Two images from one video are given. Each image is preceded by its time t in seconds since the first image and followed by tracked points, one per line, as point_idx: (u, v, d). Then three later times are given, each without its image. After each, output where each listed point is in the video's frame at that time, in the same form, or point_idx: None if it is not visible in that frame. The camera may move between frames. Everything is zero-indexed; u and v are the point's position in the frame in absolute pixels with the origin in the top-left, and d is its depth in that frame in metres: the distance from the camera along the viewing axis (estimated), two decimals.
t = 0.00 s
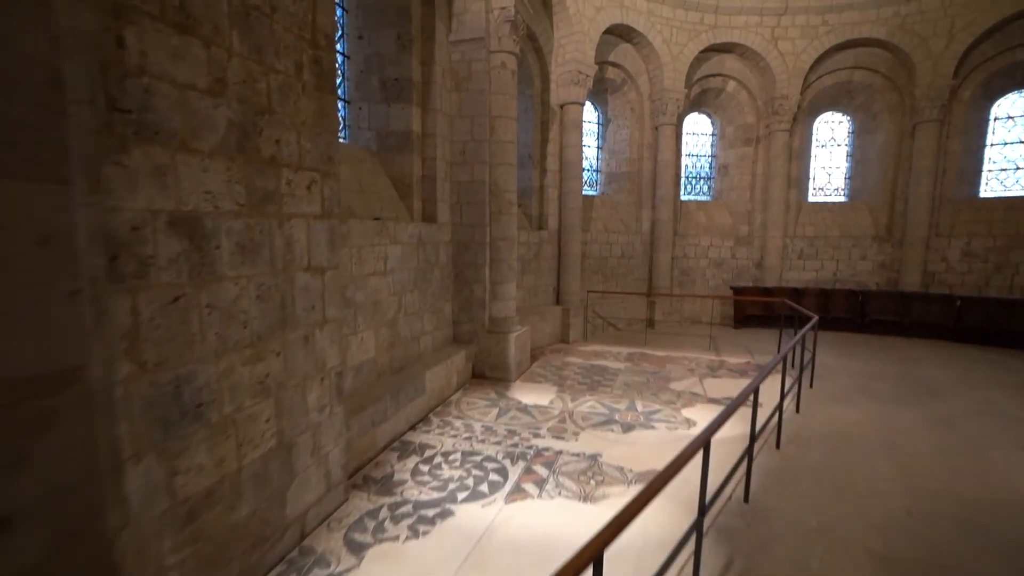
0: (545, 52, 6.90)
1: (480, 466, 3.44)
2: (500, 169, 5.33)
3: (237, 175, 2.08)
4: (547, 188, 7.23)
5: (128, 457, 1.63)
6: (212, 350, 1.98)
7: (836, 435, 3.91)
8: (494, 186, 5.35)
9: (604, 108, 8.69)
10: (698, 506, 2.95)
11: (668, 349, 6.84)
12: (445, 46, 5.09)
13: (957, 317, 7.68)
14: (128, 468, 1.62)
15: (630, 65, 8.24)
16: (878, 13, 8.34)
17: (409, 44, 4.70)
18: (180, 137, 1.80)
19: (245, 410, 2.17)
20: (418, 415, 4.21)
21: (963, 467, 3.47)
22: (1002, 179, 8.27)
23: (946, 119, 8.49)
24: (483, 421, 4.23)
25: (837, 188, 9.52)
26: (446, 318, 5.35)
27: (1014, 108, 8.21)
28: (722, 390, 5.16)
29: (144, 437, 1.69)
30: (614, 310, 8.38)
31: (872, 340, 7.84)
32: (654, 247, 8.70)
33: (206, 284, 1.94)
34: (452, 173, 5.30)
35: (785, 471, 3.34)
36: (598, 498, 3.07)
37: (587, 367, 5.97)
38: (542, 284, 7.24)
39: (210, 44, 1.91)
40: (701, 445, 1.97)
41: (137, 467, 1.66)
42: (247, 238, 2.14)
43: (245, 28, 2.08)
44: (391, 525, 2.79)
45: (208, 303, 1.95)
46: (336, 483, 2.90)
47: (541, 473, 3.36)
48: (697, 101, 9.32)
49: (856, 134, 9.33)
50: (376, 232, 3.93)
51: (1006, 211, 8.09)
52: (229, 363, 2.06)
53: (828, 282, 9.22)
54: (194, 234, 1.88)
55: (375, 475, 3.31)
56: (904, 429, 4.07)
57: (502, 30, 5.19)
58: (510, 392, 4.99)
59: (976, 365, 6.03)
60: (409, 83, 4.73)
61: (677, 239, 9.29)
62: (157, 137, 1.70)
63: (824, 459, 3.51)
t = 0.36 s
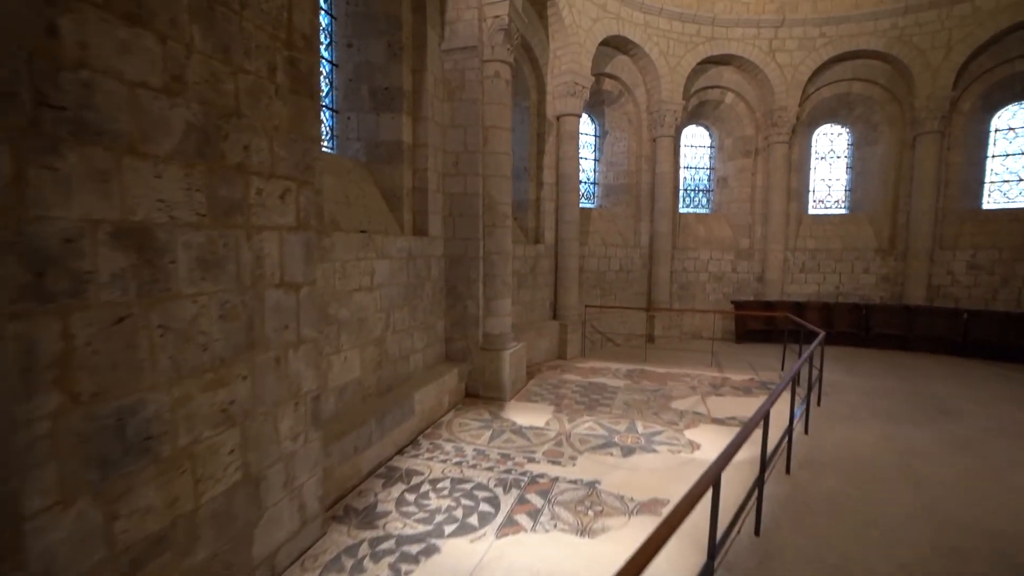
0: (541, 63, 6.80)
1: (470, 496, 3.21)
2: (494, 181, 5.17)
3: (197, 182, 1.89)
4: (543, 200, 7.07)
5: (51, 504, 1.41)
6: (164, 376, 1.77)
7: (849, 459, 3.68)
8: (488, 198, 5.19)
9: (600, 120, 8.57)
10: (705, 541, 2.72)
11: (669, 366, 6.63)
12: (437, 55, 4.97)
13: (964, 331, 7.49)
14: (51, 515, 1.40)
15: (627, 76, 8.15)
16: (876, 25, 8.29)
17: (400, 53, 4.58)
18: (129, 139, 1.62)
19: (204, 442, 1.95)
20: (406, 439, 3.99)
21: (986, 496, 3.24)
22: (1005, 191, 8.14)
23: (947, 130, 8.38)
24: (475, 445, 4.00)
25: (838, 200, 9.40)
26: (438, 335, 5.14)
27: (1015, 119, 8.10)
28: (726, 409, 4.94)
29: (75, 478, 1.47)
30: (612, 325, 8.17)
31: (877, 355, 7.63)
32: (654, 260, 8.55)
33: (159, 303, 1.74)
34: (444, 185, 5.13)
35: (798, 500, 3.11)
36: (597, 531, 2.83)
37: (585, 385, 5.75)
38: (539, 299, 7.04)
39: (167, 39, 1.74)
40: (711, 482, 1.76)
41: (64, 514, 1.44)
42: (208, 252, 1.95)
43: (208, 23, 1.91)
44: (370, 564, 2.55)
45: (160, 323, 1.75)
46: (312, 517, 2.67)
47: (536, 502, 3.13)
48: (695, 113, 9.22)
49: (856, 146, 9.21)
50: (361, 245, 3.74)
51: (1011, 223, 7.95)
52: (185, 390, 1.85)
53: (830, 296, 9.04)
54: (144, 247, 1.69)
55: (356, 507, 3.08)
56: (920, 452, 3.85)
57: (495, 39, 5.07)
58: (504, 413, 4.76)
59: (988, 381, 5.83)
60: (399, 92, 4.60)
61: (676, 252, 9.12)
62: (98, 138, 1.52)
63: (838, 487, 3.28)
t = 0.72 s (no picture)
0: (535, 69, 6.70)
1: (455, 521, 3.00)
2: (485, 188, 5.01)
3: (146, 183, 1.71)
4: (537, 208, 6.92)
5: None
6: (104, 399, 1.58)
7: (858, 477, 3.49)
8: (479, 206, 5.02)
9: (596, 128, 8.46)
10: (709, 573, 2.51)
11: (667, 379, 6.43)
12: (426, 59, 4.83)
13: (969, 341, 7.32)
14: None
15: (623, 84, 8.06)
16: (873, 33, 8.22)
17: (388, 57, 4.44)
18: (61, 133, 1.45)
19: (152, 470, 1.75)
20: (391, 458, 3.78)
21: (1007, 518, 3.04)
22: (1006, 199, 8.03)
23: (947, 137, 8.28)
24: (464, 464, 3.79)
25: (837, 209, 9.28)
26: (428, 348, 4.95)
27: (1014, 127, 8.02)
28: (726, 425, 4.73)
29: None
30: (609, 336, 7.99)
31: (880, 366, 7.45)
32: (651, 270, 8.42)
33: (97, 316, 1.56)
34: (434, 192, 4.97)
35: (806, 525, 2.90)
36: (591, 562, 2.62)
37: (581, 399, 5.55)
38: (533, 309, 6.86)
39: (111, 24, 1.58)
40: (715, 517, 1.57)
41: None
42: (160, 259, 1.77)
43: (161, 9, 1.75)
44: None
45: (99, 340, 1.57)
46: (283, 547, 2.46)
47: (527, 528, 2.92)
48: (692, 121, 9.12)
49: (855, 154, 9.12)
50: (343, 254, 3.57)
51: (1012, 231, 7.83)
52: (129, 413, 1.66)
53: (831, 306, 8.88)
54: (79, 253, 1.51)
55: (333, 534, 2.86)
56: (932, 469, 3.65)
57: (487, 43, 4.94)
58: (496, 429, 4.56)
59: (995, 393, 5.65)
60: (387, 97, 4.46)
61: (674, 261, 8.96)
62: (21, 131, 1.36)
63: (848, 509, 3.08)
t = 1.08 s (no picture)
0: (528, 68, 6.54)
1: (437, 540, 2.80)
2: (475, 188, 4.83)
3: (76, 173, 1.54)
4: (530, 210, 6.74)
5: None
6: (21, 416, 1.40)
7: (865, 490, 3.30)
8: (468, 206, 4.84)
9: (591, 128, 8.30)
10: None
11: (665, 385, 6.24)
12: (413, 54, 4.67)
13: (973, 344, 7.16)
14: None
15: (618, 84, 7.91)
16: (871, 32, 8.10)
17: (372, 51, 4.28)
18: None
19: (83, 495, 1.56)
20: (372, 471, 3.57)
21: None
22: (1008, 200, 7.88)
23: (947, 138, 8.15)
24: (449, 477, 3.60)
25: (836, 210, 9.13)
26: (415, 354, 4.76)
27: (1015, 127, 7.88)
28: (726, 433, 4.54)
29: None
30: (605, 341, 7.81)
31: (883, 371, 7.27)
32: (647, 273, 8.25)
33: (9, 322, 1.38)
34: (421, 192, 4.79)
35: (812, 545, 2.71)
36: None
37: (575, 406, 5.36)
38: (527, 313, 6.67)
39: None
40: (715, 549, 1.38)
41: None
42: (93, 258, 1.59)
43: None
44: None
45: (12, 349, 1.39)
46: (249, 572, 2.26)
47: (514, 549, 2.71)
48: (689, 122, 8.97)
49: (854, 155, 8.98)
50: (321, 255, 3.38)
51: (1015, 233, 7.68)
52: (53, 430, 1.48)
53: (831, 309, 8.72)
54: None
55: (304, 555, 2.67)
56: (942, 480, 3.47)
57: (476, 38, 4.78)
58: (485, 439, 4.36)
59: (1002, 399, 5.48)
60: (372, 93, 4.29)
61: (671, 264, 8.78)
62: None
63: (857, 526, 2.89)
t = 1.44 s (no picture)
0: (518, 64, 6.40)
1: (412, 557, 2.62)
2: (461, 184, 4.66)
3: None
4: (520, 209, 6.58)
5: None
6: None
7: (866, 498, 3.14)
8: (454, 203, 4.68)
9: (583, 127, 8.16)
10: None
11: (658, 389, 6.08)
12: (397, 47, 4.50)
13: (970, 346, 7.05)
14: None
15: (610, 82, 7.78)
16: (865, 31, 8.01)
17: (353, 42, 4.11)
18: None
19: None
20: (349, 480, 3.38)
21: None
22: (1004, 200, 7.81)
23: (943, 137, 8.07)
24: (430, 486, 3.41)
25: (831, 211, 9.02)
26: (398, 357, 4.58)
27: (1010, 127, 7.82)
28: (721, 438, 4.38)
29: None
30: (597, 344, 7.65)
31: (879, 374, 7.15)
32: (641, 274, 8.12)
33: None
34: (405, 189, 4.62)
35: (813, 558, 2.54)
36: None
37: (566, 411, 5.19)
38: (517, 315, 6.50)
39: None
40: None
41: None
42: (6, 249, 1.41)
43: None
44: None
45: None
46: None
47: (495, 566, 2.54)
48: (682, 122, 8.86)
49: (848, 156, 8.88)
50: (294, 253, 3.20)
51: (1011, 233, 7.60)
52: None
53: (826, 311, 8.60)
54: None
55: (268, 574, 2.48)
56: (947, 487, 3.31)
57: (462, 30, 4.63)
58: (470, 445, 4.18)
59: (1002, 402, 5.36)
60: (352, 86, 4.13)
61: (665, 265, 8.64)
62: None
63: (860, 538, 2.73)
